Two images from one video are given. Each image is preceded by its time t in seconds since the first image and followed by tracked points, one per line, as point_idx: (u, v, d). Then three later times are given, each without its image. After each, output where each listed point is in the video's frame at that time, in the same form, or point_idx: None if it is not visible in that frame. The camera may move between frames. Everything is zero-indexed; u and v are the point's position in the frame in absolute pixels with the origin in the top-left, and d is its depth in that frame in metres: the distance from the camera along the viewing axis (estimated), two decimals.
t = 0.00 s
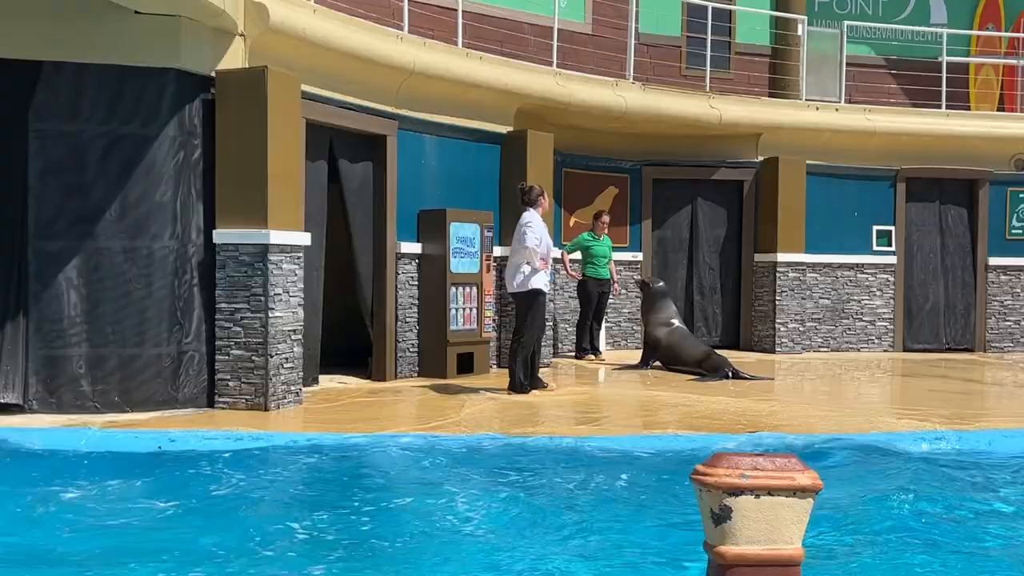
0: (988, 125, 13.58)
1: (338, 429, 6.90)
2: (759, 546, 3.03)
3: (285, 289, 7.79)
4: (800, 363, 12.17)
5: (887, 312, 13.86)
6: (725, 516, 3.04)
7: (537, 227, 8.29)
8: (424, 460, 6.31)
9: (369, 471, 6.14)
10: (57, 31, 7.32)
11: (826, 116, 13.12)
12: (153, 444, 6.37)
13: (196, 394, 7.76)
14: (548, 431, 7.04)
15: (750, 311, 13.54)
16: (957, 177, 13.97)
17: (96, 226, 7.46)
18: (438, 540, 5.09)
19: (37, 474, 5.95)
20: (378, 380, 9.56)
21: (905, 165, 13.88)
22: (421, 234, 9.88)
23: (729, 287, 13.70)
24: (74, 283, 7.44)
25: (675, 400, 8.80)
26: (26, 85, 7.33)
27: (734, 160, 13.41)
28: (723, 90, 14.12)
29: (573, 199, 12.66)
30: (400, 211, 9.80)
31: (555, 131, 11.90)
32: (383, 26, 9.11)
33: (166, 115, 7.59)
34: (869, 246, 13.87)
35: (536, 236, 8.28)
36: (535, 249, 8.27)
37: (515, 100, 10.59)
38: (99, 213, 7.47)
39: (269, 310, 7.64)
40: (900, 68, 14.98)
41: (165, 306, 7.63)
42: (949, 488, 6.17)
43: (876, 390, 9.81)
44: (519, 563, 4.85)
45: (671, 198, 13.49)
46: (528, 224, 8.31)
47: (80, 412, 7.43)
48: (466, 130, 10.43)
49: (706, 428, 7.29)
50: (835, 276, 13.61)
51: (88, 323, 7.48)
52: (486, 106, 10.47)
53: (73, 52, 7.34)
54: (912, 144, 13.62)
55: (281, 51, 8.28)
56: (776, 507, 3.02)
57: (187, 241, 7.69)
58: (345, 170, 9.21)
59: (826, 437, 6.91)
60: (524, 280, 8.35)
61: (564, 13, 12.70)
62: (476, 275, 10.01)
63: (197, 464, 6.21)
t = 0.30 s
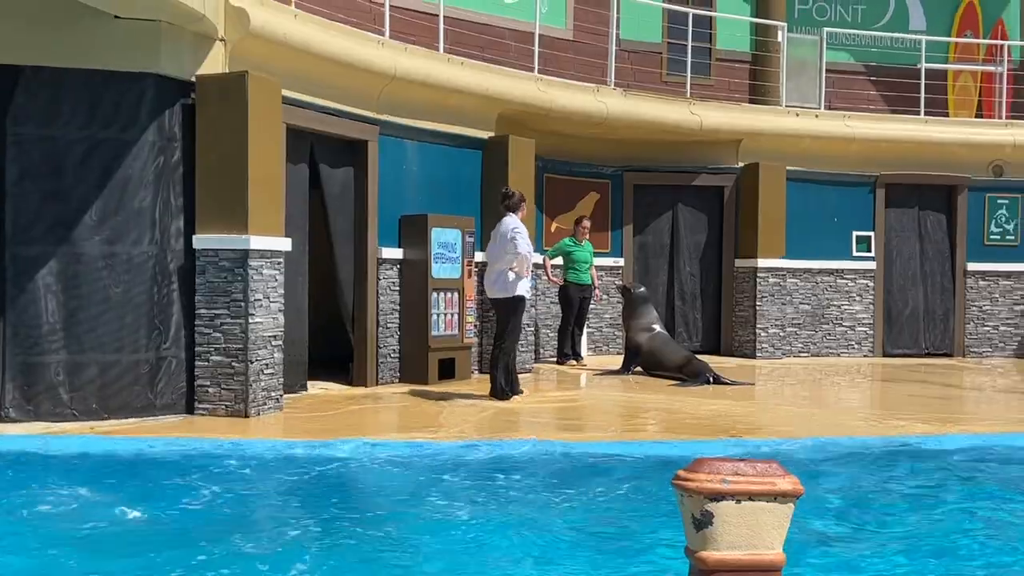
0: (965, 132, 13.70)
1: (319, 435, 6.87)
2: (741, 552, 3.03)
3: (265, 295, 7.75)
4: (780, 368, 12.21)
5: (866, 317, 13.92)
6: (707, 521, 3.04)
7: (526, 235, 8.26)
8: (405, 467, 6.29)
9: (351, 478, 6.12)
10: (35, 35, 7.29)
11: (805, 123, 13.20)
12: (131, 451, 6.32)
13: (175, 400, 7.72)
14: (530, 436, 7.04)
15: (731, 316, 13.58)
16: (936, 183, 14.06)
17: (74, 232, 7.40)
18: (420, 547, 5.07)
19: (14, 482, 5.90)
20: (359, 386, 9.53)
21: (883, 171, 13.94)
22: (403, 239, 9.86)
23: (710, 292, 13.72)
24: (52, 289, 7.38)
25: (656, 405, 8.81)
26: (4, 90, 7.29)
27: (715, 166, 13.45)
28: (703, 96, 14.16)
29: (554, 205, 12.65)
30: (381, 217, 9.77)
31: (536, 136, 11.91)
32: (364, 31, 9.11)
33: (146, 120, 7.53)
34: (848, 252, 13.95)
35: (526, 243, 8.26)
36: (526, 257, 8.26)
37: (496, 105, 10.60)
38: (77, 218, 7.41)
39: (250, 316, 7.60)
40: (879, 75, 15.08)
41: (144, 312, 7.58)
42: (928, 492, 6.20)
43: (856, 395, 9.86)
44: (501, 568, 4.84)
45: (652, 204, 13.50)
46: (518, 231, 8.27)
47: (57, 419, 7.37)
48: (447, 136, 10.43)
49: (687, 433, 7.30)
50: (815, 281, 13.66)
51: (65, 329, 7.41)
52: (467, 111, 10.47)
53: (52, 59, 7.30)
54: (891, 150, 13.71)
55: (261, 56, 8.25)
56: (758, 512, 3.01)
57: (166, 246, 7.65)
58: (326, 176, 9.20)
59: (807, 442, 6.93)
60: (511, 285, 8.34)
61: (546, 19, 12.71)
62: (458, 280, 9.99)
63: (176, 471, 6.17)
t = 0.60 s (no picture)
0: (940, 138, 13.80)
1: (295, 444, 6.83)
2: (716, 560, 3.03)
3: (241, 302, 7.71)
4: (757, 374, 12.25)
5: (842, 322, 13.99)
6: (682, 530, 3.03)
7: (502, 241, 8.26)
8: (380, 476, 6.26)
9: (325, 487, 6.08)
10: (7, 41, 7.24)
11: (781, 129, 13.26)
12: (104, 459, 6.25)
13: (149, 409, 7.65)
14: (507, 443, 7.02)
15: (709, 322, 13.61)
16: (911, 188, 14.15)
17: (47, 239, 7.32)
18: (395, 556, 5.04)
19: None
20: (336, 393, 9.48)
21: (859, 177, 14.03)
22: (379, 246, 9.82)
23: (688, 298, 13.74)
24: (24, 297, 7.29)
25: (634, 411, 8.81)
26: None
27: (692, 171, 13.48)
28: (680, 102, 14.19)
29: (532, 210, 12.65)
30: (358, 223, 9.73)
31: (513, 143, 11.91)
32: (340, 37, 9.07)
33: (120, 127, 7.48)
34: (824, 257, 14.01)
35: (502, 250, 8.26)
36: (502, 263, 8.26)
37: (473, 111, 10.59)
38: (50, 225, 7.33)
39: (225, 323, 7.55)
40: (854, 81, 15.17)
41: (118, 320, 7.52)
42: (903, 497, 6.22)
43: (832, 400, 9.90)
44: None
45: (630, 209, 13.52)
46: (493, 238, 8.26)
47: (29, 428, 7.28)
48: (424, 142, 10.41)
49: (664, 439, 7.30)
50: (791, 286, 13.72)
51: (38, 337, 7.32)
52: (444, 117, 10.46)
53: (24, 65, 7.24)
54: (866, 156, 13.80)
55: (236, 62, 8.20)
56: (733, 521, 3.01)
57: (140, 253, 7.59)
58: (302, 183, 9.16)
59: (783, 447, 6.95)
60: (488, 292, 8.32)
61: (523, 24, 12.70)
62: (435, 286, 9.97)
63: (150, 481, 6.10)
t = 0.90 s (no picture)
0: (911, 142, 13.92)
1: (269, 451, 6.78)
2: (692, 564, 3.02)
3: (213, 308, 7.64)
4: (732, 377, 12.29)
5: (815, 325, 14.07)
6: (658, 534, 3.02)
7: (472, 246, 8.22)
8: (355, 483, 6.22)
9: (299, 495, 6.03)
10: None
11: (754, 133, 13.33)
12: (75, 469, 6.18)
13: (120, 417, 7.57)
14: (483, 448, 6.99)
15: (683, 326, 13.64)
16: (883, 192, 14.25)
17: (16, 245, 7.23)
18: (371, 562, 5.01)
19: None
20: (310, 399, 9.43)
21: (832, 181, 14.11)
22: (353, 251, 9.77)
23: (663, 302, 13.76)
24: None
25: (609, 415, 8.81)
26: None
27: (666, 176, 13.51)
28: (654, 107, 14.23)
29: (507, 215, 12.63)
30: (332, 228, 9.68)
31: (487, 147, 11.89)
32: (312, 42, 9.03)
33: (90, 132, 7.40)
34: (797, 261, 14.08)
35: (472, 254, 8.22)
36: (473, 268, 8.22)
37: (446, 116, 10.57)
38: (19, 232, 7.24)
39: (197, 330, 7.49)
40: (825, 85, 15.28)
41: (88, 327, 7.44)
42: (877, 499, 6.25)
43: (806, 403, 9.95)
44: None
45: (604, 214, 13.53)
46: (462, 243, 8.22)
47: None
48: (397, 147, 10.38)
49: (640, 443, 7.30)
50: (765, 290, 13.79)
51: (7, 344, 7.23)
52: (418, 122, 10.43)
53: None
54: (838, 159, 13.89)
55: (208, 67, 8.15)
56: (708, 525, 3.00)
57: (111, 260, 7.52)
58: (275, 188, 9.10)
59: (758, 450, 6.96)
60: (461, 297, 8.27)
61: (497, 29, 12.70)
62: (410, 291, 9.93)
63: (122, 490, 6.03)
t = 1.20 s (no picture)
0: (879, 143, 14.03)
1: (239, 458, 6.71)
2: (666, 568, 2.99)
3: (181, 314, 7.57)
4: (703, 379, 12.31)
5: (786, 327, 14.13)
6: (631, 539, 3.00)
7: (434, 250, 8.24)
8: (326, 491, 6.16)
9: (270, 503, 5.96)
10: None
11: (724, 136, 13.37)
12: (41, 478, 6.08)
13: (88, 425, 7.47)
14: (455, 453, 6.96)
15: (655, 328, 13.66)
16: (852, 194, 14.35)
17: None
18: (342, 568, 4.96)
19: None
20: (280, 406, 9.34)
21: (801, 183, 14.17)
22: (324, 255, 9.70)
23: (635, 305, 13.78)
24: None
25: (582, 418, 8.79)
26: None
27: (638, 179, 13.53)
28: (625, 110, 14.25)
29: (478, 219, 12.60)
30: (302, 233, 9.61)
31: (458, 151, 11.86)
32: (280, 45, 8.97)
33: (55, 137, 7.31)
34: (767, 263, 14.14)
35: (434, 258, 8.24)
36: (436, 271, 8.22)
37: (417, 119, 10.54)
38: None
39: (165, 336, 7.41)
40: (794, 89, 15.37)
41: (54, 334, 7.33)
42: (849, 500, 6.27)
43: (777, 405, 9.98)
44: None
45: (576, 217, 13.52)
46: (425, 247, 8.24)
47: None
48: (368, 151, 10.33)
49: (613, 446, 7.28)
50: (736, 292, 13.84)
51: None
52: (388, 125, 10.38)
53: None
54: (807, 162, 13.97)
55: (175, 70, 8.07)
56: (682, 529, 2.98)
57: (77, 266, 7.42)
58: (244, 192, 9.03)
59: (731, 453, 6.96)
60: (426, 302, 8.23)
61: (467, 33, 12.68)
62: (381, 296, 9.88)
63: (89, 500, 5.94)
